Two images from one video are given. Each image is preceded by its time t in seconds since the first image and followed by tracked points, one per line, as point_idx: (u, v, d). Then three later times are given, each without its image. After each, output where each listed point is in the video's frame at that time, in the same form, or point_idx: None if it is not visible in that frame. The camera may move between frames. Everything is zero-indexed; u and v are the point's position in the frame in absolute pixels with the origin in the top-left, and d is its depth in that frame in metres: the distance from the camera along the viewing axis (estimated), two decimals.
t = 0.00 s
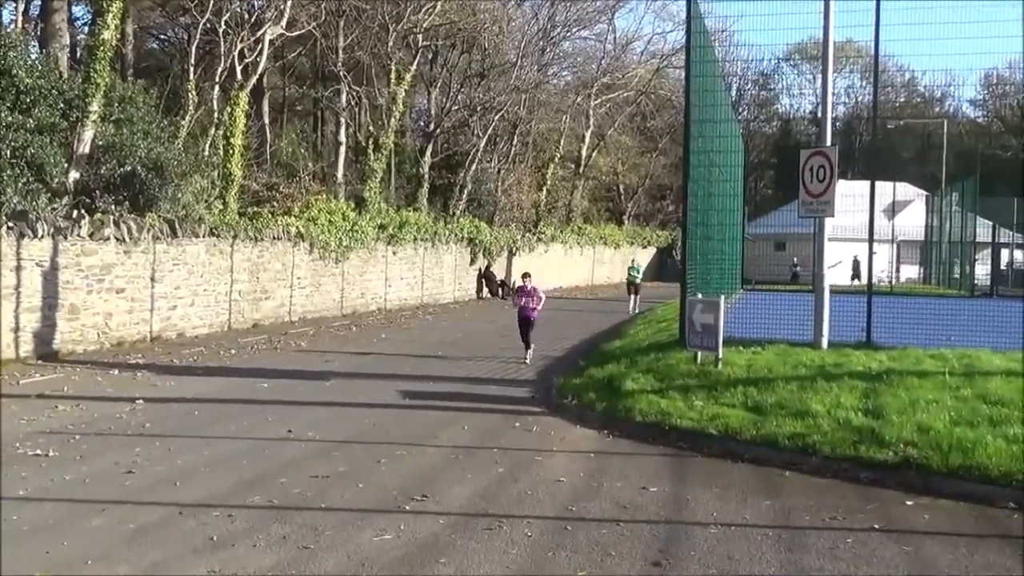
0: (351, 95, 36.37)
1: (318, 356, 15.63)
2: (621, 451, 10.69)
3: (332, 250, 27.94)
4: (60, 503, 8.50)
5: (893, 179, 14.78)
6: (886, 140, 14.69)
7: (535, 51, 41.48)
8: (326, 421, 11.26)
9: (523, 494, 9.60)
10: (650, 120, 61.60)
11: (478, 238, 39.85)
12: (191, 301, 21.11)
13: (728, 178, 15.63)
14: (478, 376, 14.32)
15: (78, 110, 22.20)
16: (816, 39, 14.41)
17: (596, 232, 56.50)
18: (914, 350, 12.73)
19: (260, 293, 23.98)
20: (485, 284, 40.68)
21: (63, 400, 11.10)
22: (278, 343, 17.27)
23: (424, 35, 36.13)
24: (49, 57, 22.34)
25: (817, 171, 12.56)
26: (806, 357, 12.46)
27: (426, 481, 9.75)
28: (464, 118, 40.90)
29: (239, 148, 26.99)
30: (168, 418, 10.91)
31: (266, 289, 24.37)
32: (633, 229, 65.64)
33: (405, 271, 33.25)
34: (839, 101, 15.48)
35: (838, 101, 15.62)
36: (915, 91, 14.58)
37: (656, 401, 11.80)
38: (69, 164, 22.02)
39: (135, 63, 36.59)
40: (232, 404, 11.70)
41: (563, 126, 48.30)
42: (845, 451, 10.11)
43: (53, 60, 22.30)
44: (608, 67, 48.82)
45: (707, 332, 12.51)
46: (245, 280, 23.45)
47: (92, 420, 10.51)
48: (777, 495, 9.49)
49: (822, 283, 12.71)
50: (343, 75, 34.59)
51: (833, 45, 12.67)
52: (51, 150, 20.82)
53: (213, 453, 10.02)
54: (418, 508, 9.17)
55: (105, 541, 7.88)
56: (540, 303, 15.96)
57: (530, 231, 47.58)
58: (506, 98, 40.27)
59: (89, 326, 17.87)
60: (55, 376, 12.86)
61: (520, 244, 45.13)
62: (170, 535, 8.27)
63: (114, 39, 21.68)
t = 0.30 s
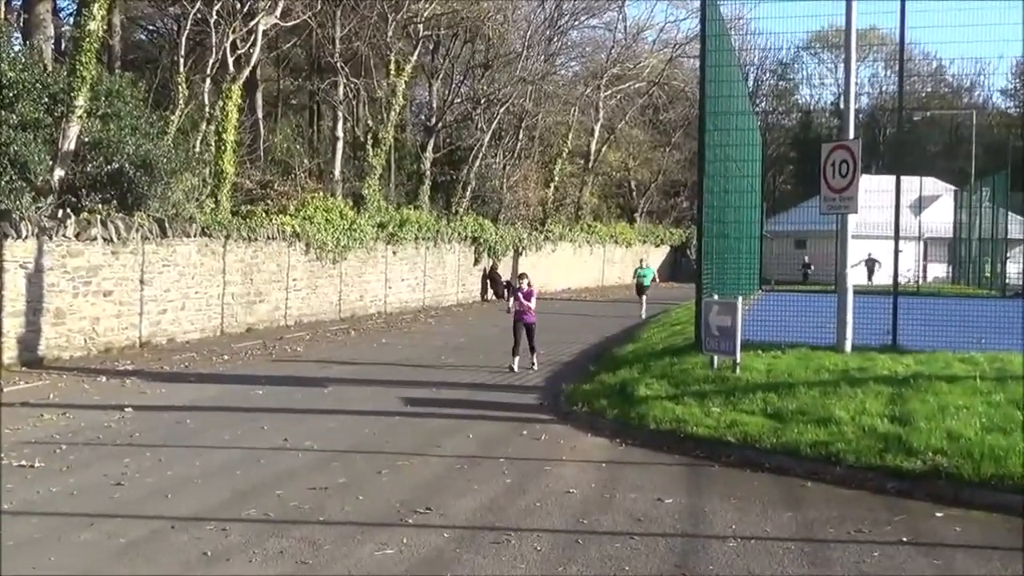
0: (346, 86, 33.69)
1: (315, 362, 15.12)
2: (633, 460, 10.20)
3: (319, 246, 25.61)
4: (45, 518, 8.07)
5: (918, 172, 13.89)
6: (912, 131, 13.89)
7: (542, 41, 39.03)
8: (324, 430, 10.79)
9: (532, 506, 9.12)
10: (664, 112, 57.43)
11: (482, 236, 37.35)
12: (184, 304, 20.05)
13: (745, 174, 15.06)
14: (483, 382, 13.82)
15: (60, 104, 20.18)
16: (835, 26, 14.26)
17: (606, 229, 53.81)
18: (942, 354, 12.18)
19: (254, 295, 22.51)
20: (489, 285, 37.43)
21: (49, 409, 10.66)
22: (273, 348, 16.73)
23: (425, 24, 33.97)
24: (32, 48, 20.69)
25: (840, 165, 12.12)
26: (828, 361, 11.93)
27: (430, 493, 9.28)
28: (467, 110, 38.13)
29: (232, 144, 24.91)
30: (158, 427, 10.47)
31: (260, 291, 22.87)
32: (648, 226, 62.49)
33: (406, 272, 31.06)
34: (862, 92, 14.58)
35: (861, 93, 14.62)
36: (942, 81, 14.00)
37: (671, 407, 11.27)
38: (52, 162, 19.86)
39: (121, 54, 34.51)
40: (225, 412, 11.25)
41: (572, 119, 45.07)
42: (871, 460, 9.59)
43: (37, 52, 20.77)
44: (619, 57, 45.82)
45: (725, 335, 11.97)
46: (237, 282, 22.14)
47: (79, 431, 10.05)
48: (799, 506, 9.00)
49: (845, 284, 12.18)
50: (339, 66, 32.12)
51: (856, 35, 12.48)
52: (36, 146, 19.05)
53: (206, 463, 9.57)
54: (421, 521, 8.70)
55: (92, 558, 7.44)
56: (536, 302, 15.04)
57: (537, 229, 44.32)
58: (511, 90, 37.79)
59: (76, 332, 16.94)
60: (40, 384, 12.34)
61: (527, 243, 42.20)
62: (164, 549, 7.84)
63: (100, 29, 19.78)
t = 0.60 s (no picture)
0: (345, 66, 31.86)
1: (313, 357, 14.62)
2: (649, 459, 9.67)
3: (313, 230, 23.91)
4: (29, 520, 7.63)
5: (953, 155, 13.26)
6: (945, 111, 13.32)
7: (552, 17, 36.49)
8: (323, 429, 10.32)
9: (543, 508, 8.61)
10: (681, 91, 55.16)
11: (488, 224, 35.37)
12: (176, 295, 18.74)
13: (768, 157, 14.06)
14: (489, 378, 13.31)
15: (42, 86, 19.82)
16: None
17: (619, 217, 51.73)
18: (977, 346, 11.59)
19: (249, 287, 21.01)
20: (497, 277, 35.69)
21: (33, 407, 10.22)
22: (270, 342, 16.19)
23: None
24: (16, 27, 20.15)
25: (870, 146, 11.57)
26: (856, 355, 11.37)
27: (435, 495, 8.78)
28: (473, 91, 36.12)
29: (224, 129, 23.52)
30: (148, 426, 10.02)
31: (255, 283, 21.37)
32: (663, 212, 60.04)
33: (408, 262, 29.33)
34: (894, 69, 14.02)
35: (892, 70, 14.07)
36: (977, 58, 13.27)
37: (690, 404, 10.71)
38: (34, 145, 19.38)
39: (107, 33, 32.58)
40: (219, 411, 10.79)
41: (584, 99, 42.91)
42: (902, 459, 9.03)
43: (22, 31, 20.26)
44: (632, 33, 43.81)
45: (747, 328, 11.40)
46: (231, 272, 20.52)
47: (65, 431, 9.59)
48: (827, 507, 8.48)
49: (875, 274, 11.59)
50: (337, 43, 30.67)
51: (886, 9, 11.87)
52: (16, 131, 18.86)
53: (199, 464, 9.11)
54: (426, 525, 8.21)
55: (78, 564, 7.00)
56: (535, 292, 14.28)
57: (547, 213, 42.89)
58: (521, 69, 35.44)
59: (61, 326, 15.71)
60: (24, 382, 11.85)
61: (534, 231, 40.33)
62: (155, 553, 7.39)
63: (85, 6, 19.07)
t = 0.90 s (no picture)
0: (347, 45, 30.74)
1: (313, 351, 14.24)
2: (668, 457, 9.25)
3: (311, 217, 22.89)
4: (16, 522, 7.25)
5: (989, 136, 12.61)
6: (981, 89, 12.59)
7: None
8: (326, 426, 9.93)
9: (556, 508, 8.20)
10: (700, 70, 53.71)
11: (498, 211, 34.17)
12: (168, 287, 17.96)
13: (792, 137, 13.68)
14: (497, 373, 12.90)
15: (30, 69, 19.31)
16: None
17: (634, 202, 50.12)
18: (1011, 338, 11.10)
19: (247, 278, 20.32)
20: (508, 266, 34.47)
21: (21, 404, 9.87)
22: (268, 336, 15.81)
23: None
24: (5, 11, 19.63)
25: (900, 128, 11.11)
26: (885, 347, 10.90)
27: (444, 495, 8.37)
28: (481, 72, 34.76)
29: (220, 111, 22.87)
30: (142, 423, 9.65)
31: (253, 273, 20.64)
32: (680, 200, 58.41)
33: (413, 251, 28.19)
34: (925, 46, 13.37)
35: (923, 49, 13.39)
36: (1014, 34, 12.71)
37: (711, 399, 10.26)
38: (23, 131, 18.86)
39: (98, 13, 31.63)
40: (216, 407, 10.42)
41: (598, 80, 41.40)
42: (934, 457, 8.58)
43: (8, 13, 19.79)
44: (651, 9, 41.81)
45: (770, 319, 10.94)
46: (227, 263, 19.83)
47: (53, 428, 9.22)
48: (856, 508, 8.03)
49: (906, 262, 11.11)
50: (338, 22, 29.33)
51: None
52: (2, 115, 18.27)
53: (196, 463, 8.73)
54: (434, 526, 7.81)
55: (68, 568, 6.62)
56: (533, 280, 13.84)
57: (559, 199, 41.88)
58: (530, 47, 34.38)
59: (51, 319, 15.06)
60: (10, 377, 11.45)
61: (545, 217, 39.04)
62: (150, 555, 7.02)
63: None
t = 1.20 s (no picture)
0: (354, 22, 29.16)
1: (318, 348, 13.75)
2: (692, 460, 8.76)
3: (313, 206, 21.12)
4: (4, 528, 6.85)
5: None
6: None
7: None
8: (332, 428, 9.48)
9: (574, 514, 7.72)
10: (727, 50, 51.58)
11: (513, 201, 31.07)
12: (166, 279, 16.82)
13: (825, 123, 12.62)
14: (511, 370, 12.38)
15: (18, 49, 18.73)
16: None
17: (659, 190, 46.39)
18: None
19: (248, 270, 18.85)
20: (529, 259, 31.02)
21: (12, 403, 9.51)
22: (270, 331, 15.33)
23: None
24: None
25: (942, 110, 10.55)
26: (925, 344, 10.35)
27: (456, 500, 7.90)
28: (495, 52, 33.07)
29: (219, 93, 21.46)
30: (138, 423, 9.25)
31: (253, 265, 19.11)
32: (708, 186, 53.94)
33: (422, 242, 25.87)
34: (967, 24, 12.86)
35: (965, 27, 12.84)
36: None
37: (739, 399, 9.73)
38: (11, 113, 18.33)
39: None
40: (216, 407, 10.00)
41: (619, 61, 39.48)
42: (978, 460, 8.04)
43: None
44: None
45: (802, 314, 10.41)
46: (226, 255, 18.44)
47: (44, 428, 8.82)
48: (895, 514, 7.54)
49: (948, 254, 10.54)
50: None
51: None
52: None
53: (196, 465, 8.31)
54: (446, 533, 7.34)
55: None
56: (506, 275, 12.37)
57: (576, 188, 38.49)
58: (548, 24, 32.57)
59: (42, 313, 14.21)
60: None
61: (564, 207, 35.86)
62: (145, 563, 6.60)
63: None
